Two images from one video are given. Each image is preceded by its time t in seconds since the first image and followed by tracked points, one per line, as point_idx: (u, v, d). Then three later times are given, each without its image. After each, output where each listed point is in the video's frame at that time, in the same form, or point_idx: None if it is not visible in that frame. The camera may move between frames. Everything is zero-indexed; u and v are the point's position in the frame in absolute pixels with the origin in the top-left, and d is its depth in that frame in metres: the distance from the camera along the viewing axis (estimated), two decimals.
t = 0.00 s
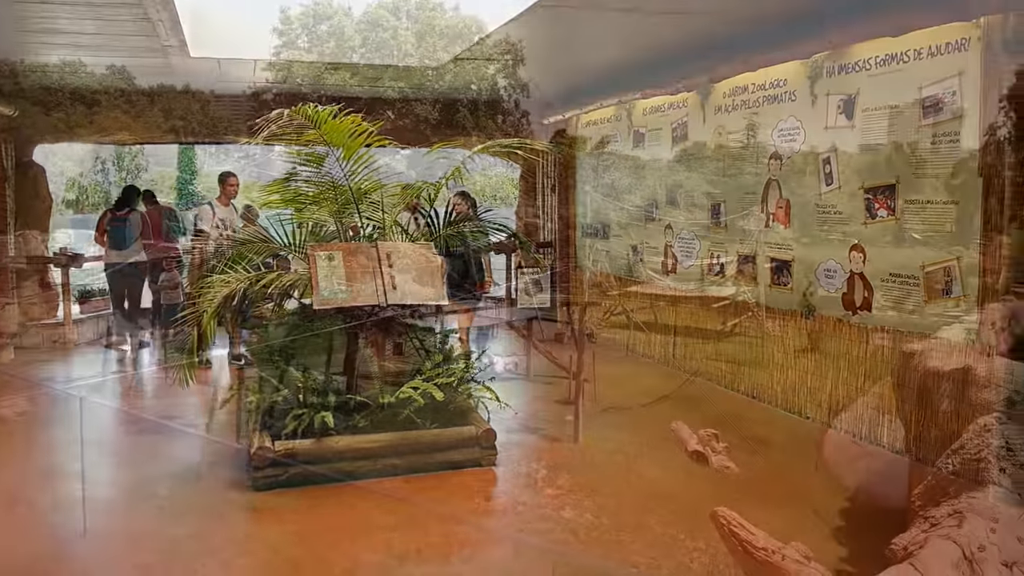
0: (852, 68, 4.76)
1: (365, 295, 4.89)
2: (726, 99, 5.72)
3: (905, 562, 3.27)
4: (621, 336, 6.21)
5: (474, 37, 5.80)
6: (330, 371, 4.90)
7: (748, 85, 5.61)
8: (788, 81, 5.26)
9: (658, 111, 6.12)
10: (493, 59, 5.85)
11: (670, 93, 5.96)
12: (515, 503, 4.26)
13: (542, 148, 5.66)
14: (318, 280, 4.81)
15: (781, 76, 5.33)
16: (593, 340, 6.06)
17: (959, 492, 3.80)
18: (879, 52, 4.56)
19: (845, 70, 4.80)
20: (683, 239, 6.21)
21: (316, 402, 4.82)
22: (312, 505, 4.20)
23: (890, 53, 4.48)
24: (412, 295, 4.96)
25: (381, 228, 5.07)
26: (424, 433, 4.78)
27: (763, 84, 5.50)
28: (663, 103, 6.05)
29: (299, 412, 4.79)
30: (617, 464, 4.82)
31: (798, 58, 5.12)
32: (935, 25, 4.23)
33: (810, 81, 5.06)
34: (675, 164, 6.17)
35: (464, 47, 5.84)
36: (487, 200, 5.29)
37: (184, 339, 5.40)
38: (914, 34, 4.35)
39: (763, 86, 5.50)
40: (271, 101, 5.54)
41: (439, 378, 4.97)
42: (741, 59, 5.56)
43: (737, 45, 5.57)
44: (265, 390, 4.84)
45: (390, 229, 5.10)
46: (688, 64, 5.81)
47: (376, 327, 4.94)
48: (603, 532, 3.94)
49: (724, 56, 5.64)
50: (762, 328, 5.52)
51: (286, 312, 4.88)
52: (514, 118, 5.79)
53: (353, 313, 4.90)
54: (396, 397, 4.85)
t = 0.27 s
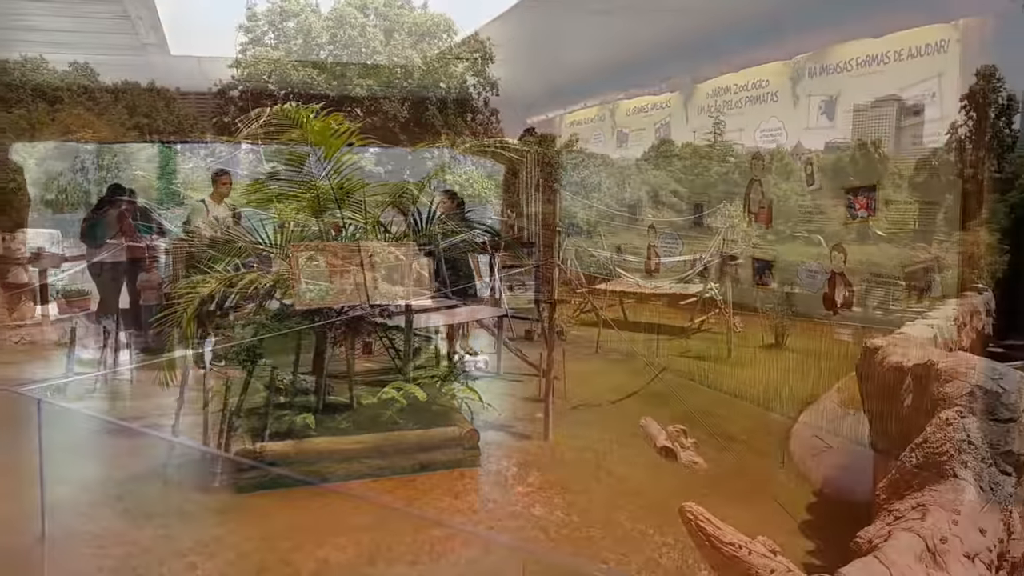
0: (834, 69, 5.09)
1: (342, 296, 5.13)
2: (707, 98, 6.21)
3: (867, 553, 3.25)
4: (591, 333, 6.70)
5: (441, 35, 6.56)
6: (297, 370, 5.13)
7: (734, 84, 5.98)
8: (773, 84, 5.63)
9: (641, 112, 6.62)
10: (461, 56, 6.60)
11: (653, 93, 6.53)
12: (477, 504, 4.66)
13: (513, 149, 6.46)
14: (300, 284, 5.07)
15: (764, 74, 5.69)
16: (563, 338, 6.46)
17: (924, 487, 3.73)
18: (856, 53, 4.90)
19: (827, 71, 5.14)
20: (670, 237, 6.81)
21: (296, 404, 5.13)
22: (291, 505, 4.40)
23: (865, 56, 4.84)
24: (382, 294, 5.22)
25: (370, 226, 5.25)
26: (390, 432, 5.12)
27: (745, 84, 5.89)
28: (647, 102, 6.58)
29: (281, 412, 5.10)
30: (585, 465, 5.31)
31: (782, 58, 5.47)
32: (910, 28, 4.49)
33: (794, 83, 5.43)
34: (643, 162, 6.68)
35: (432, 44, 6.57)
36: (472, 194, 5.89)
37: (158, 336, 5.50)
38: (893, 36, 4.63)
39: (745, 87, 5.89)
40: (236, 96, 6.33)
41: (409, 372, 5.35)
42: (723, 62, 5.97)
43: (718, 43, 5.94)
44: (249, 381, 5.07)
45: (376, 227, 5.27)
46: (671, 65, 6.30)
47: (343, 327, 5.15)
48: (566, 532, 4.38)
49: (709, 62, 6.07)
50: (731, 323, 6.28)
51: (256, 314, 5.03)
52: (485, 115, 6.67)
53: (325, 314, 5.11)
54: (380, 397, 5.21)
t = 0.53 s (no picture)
0: (816, 69, 4.74)
1: (312, 298, 5.74)
2: (691, 100, 5.39)
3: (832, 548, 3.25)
4: (559, 330, 6.22)
5: (412, 33, 5.68)
6: (265, 365, 5.70)
7: (715, 85, 5.25)
8: (755, 80, 5.03)
9: (624, 112, 5.73)
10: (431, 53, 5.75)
11: (637, 94, 5.65)
12: (447, 503, 5.96)
13: (483, 147, 6.12)
14: (262, 288, 5.61)
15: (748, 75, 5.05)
16: (532, 336, 6.29)
17: (892, 483, 3.81)
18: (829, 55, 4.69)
19: (809, 71, 4.78)
20: (648, 238, 5.86)
21: (266, 406, 5.74)
22: (260, 528, 5.61)
23: (847, 56, 4.65)
24: (350, 292, 5.82)
25: (346, 225, 5.73)
26: (362, 428, 5.95)
27: (728, 84, 5.19)
28: (629, 103, 5.70)
29: (255, 416, 5.71)
30: (551, 467, 6.06)
31: (766, 58, 4.96)
32: (891, 29, 4.51)
33: (774, 83, 4.95)
34: (612, 162, 5.83)
35: (402, 42, 5.66)
36: (405, 198, 5.90)
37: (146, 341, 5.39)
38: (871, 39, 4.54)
39: (728, 87, 5.19)
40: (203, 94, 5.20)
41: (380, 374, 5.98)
42: (708, 62, 5.25)
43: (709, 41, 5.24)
44: (216, 382, 5.60)
45: (353, 228, 5.74)
46: (654, 65, 5.51)
47: (312, 325, 5.76)
48: (539, 531, 5.80)
49: (691, 61, 5.34)
50: (698, 321, 5.64)
51: (221, 315, 5.52)
52: (453, 113, 5.96)
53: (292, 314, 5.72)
54: (369, 396, 5.94)
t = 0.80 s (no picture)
0: (805, 69, 5.88)
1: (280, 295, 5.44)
2: (674, 98, 6.15)
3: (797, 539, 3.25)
4: (530, 329, 5.99)
5: (377, 31, 5.74)
6: (238, 365, 5.43)
7: (699, 86, 6.13)
8: (731, 82, 6.11)
9: (608, 112, 6.05)
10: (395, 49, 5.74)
11: (620, 94, 6.10)
12: (419, 502, 5.62)
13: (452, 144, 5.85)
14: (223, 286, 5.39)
15: (724, 76, 6.16)
16: (502, 334, 5.91)
17: (856, 474, 3.85)
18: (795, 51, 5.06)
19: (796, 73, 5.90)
20: (614, 233, 6.23)
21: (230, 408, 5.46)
22: (225, 529, 5.49)
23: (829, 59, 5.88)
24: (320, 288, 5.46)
25: (314, 223, 5.51)
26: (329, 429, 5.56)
27: (711, 85, 6.10)
28: (615, 104, 6.07)
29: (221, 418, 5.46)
30: (520, 467, 5.69)
31: (718, 65, 6.12)
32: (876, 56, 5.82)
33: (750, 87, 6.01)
34: (582, 159, 6.08)
35: (366, 41, 5.71)
36: (374, 196, 5.60)
37: (113, 340, 5.35)
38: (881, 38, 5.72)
39: (711, 87, 6.10)
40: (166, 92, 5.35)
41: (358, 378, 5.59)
42: (692, 64, 6.13)
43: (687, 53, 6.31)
44: (181, 382, 5.38)
45: (320, 225, 5.51)
46: (676, 65, 6.15)
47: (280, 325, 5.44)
48: (512, 528, 5.60)
49: (677, 64, 6.16)
50: (667, 318, 6.30)
51: (186, 314, 5.32)
52: (421, 112, 5.80)
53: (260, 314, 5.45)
54: (340, 400, 5.56)
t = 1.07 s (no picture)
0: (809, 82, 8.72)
1: (245, 298, 6.24)
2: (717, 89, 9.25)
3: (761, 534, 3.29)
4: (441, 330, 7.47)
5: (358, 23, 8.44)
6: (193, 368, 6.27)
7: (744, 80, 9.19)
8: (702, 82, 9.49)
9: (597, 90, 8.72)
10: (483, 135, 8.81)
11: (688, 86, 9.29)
12: (387, 502, 5.17)
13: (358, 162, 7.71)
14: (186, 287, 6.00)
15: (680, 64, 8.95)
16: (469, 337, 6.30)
17: (815, 469, 3.90)
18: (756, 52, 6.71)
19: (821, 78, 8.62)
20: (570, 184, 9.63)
21: (197, 407, 6.62)
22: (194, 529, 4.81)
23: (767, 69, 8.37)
24: (281, 292, 6.40)
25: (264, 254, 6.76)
26: (293, 426, 6.37)
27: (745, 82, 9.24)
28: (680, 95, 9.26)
29: (187, 418, 6.30)
30: (491, 465, 5.90)
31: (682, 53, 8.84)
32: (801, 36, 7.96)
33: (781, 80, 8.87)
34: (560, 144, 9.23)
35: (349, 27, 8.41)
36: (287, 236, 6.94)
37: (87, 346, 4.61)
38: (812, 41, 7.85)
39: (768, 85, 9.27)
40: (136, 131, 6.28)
41: (315, 382, 7.59)
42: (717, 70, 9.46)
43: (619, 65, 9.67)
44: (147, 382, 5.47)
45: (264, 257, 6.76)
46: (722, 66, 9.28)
47: (248, 324, 6.44)
48: (480, 525, 4.98)
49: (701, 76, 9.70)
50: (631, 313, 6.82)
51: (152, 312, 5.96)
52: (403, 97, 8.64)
53: (226, 315, 6.12)
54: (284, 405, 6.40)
